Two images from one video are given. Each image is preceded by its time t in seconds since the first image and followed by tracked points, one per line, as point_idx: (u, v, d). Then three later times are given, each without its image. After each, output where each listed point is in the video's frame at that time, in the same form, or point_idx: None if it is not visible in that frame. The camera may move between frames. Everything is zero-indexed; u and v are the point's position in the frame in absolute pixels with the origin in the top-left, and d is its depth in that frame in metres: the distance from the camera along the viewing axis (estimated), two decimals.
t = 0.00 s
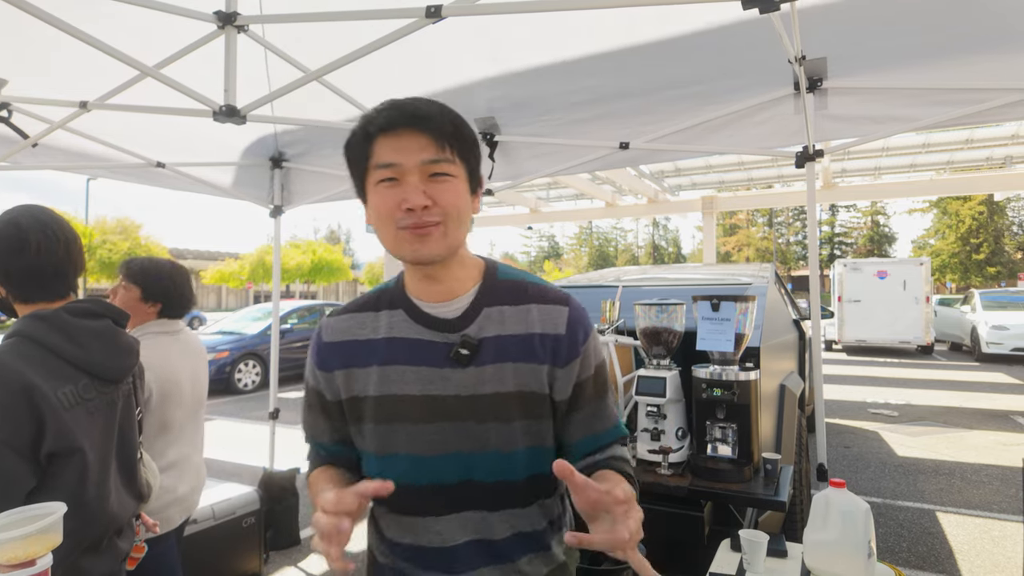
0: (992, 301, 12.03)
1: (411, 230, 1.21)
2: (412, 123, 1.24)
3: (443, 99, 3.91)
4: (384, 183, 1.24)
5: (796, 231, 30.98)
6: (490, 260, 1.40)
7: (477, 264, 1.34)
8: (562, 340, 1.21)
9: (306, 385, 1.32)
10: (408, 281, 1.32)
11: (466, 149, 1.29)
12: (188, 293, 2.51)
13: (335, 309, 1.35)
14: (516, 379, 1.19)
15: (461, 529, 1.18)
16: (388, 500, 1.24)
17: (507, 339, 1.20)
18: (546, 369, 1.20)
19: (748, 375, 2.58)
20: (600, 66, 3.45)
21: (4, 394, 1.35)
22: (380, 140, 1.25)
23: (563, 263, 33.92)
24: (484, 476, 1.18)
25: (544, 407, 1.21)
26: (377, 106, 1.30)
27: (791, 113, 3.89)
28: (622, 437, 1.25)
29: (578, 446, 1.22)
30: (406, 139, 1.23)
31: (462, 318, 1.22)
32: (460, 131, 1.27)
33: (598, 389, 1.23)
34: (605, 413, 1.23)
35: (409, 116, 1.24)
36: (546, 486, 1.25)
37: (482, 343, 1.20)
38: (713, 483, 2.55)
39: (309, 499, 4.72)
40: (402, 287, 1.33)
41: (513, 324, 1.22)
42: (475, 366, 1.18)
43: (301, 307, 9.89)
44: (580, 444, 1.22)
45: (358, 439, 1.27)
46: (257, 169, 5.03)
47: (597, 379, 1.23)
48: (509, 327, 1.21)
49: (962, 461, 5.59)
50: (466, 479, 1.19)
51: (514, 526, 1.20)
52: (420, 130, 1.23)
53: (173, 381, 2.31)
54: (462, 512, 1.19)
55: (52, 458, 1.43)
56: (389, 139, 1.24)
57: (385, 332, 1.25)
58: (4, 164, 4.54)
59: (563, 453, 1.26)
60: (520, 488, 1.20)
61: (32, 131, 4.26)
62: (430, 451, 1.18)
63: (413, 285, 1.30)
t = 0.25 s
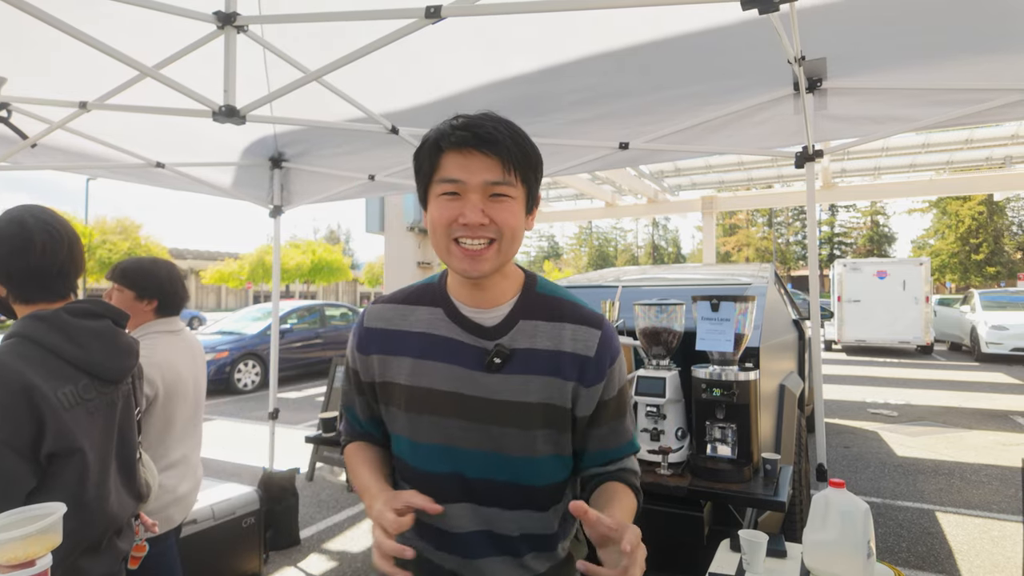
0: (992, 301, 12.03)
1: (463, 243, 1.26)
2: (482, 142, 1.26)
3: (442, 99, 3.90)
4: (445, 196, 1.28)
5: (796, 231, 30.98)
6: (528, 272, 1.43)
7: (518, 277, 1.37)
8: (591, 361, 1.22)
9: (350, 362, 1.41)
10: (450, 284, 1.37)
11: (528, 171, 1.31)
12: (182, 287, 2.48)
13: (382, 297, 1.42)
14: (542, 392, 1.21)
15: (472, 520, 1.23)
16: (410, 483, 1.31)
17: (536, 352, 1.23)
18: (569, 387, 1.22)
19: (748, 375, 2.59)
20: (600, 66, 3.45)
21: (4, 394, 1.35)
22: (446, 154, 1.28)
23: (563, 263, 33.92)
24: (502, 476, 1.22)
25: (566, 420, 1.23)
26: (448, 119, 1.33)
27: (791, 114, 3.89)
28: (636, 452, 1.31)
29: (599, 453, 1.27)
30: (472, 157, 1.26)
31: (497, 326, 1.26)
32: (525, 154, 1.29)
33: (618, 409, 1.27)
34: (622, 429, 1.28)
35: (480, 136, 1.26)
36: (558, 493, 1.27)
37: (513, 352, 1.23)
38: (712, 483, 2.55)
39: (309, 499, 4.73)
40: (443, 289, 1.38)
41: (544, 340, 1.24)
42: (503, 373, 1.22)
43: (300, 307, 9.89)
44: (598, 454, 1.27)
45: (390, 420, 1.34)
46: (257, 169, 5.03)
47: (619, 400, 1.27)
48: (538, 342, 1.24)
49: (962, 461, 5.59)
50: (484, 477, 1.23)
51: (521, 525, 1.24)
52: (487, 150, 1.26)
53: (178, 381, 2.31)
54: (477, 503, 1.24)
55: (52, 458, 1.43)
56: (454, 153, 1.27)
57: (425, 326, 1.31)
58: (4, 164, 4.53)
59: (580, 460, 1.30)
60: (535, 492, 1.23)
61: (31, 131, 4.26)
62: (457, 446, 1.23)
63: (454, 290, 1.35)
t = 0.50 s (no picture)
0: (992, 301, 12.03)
1: (463, 236, 1.29)
2: (476, 139, 1.30)
3: (442, 99, 3.91)
4: (443, 192, 1.31)
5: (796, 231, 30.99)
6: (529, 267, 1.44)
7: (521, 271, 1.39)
8: (593, 336, 1.25)
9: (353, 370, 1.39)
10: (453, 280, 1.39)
11: (524, 167, 1.34)
12: (173, 282, 2.48)
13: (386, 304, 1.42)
14: (551, 374, 1.23)
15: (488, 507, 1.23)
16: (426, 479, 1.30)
17: (543, 334, 1.25)
18: (576, 364, 1.24)
19: (747, 375, 2.58)
20: (599, 67, 3.45)
21: (4, 394, 1.35)
22: (443, 152, 1.32)
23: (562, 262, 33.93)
24: (517, 459, 1.23)
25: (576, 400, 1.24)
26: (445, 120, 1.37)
27: (791, 114, 3.89)
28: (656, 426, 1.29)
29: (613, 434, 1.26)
30: (468, 153, 1.29)
31: (504, 315, 1.27)
32: (519, 149, 1.32)
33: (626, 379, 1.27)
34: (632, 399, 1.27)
35: (474, 133, 1.30)
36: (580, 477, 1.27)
37: (521, 339, 1.24)
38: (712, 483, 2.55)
39: (309, 499, 4.73)
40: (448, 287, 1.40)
41: (549, 321, 1.26)
42: (514, 359, 1.23)
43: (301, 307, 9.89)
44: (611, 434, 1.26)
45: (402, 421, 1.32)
46: (257, 169, 5.03)
47: (625, 370, 1.28)
48: (544, 325, 1.25)
49: (962, 461, 5.59)
50: (499, 463, 1.23)
51: (542, 506, 1.24)
52: (481, 145, 1.29)
53: (177, 380, 2.31)
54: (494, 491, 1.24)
55: (52, 458, 1.43)
56: (451, 151, 1.31)
57: (434, 324, 1.30)
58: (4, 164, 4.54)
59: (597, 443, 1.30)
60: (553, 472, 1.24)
61: (31, 131, 4.26)
62: (470, 435, 1.23)
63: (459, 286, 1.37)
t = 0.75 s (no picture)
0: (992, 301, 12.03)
1: (433, 218, 1.28)
2: (444, 122, 1.30)
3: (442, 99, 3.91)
4: (412, 175, 1.31)
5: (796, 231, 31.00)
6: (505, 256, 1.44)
7: (495, 259, 1.39)
8: (572, 324, 1.27)
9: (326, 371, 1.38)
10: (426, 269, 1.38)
11: (493, 150, 1.34)
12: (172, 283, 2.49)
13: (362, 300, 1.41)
14: (529, 365, 1.24)
15: (472, 510, 1.24)
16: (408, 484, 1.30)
17: (521, 326, 1.26)
18: (556, 354, 1.25)
19: (748, 375, 2.58)
20: (599, 67, 3.45)
21: (4, 393, 1.35)
22: (411, 137, 1.33)
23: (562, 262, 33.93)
24: (498, 458, 1.24)
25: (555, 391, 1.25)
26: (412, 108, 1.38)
27: (791, 114, 3.89)
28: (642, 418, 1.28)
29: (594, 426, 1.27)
30: (436, 136, 1.30)
31: (480, 305, 1.28)
32: (487, 132, 1.33)
33: (609, 370, 1.27)
34: (617, 390, 1.28)
35: (441, 116, 1.31)
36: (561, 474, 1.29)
37: (497, 330, 1.25)
38: (713, 483, 2.55)
39: (309, 499, 4.73)
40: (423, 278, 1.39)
41: (527, 312, 1.27)
42: (491, 351, 1.24)
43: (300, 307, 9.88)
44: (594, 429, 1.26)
45: (379, 422, 1.32)
46: (257, 169, 5.03)
47: (608, 359, 1.28)
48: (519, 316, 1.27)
49: (962, 461, 5.59)
50: (478, 460, 1.24)
51: (529, 508, 1.25)
52: (449, 128, 1.30)
53: (178, 380, 2.32)
54: (478, 493, 1.24)
55: (52, 458, 1.43)
56: (419, 135, 1.31)
57: (408, 318, 1.31)
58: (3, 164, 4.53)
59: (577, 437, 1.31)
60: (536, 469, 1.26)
61: (30, 131, 4.25)
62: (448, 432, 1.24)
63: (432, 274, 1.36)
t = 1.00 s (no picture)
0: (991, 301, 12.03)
1: (390, 225, 1.27)
2: (394, 124, 1.28)
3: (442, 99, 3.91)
4: (365, 181, 1.29)
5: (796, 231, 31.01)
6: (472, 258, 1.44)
7: (461, 262, 1.38)
8: (544, 328, 1.27)
9: (292, 390, 1.37)
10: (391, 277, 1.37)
11: (448, 148, 1.32)
12: (171, 283, 2.49)
13: (328, 313, 1.41)
14: (498, 374, 1.23)
15: (445, 530, 1.22)
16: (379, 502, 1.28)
17: (489, 334, 1.25)
18: (529, 359, 1.25)
19: (748, 375, 2.58)
20: (598, 67, 3.45)
21: (4, 394, 1.35)
22: (361, 140, 1.30)
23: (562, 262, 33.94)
24: (468, 475, 1.23)
25: (528, 399, 1.24)
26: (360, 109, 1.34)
27: (790, 114, 3.89)
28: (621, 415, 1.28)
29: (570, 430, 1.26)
30: (386, 139, 1.27)
31: (447, 314, 1.27)
32: (440, 130, 1.30)
33: (586, 373, 1.27)
34: (594, 394, 1.27)
35: (391, 117, 1.28)
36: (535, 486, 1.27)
37: (466, 338, 1.25)
38: (713, 483, 2.55)
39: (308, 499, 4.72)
40: (388, 287, 1.39)
41: (497, 318, 1.27)
42: (459, 361, 1.23)
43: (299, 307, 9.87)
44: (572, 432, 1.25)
45: (345, 443, 1.31)
46: (257, 169, 5.03)
47: (583, 362, 1.28)
48: (490, 322, 1.26)
49: (962, 461, 5.59)
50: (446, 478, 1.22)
51: (502, 525, 1.23)
52: (399, 129, 1.27)
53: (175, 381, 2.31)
54: (449, 511, 1.22)
55: (53, 458, 1.43)
56: (368, 138, 1.29)
57: (372, 331, 1.31)
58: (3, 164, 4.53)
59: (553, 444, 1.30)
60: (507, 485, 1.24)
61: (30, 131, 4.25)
62: (415, 447, 1.22)
63: (396, 283, 1.35)
